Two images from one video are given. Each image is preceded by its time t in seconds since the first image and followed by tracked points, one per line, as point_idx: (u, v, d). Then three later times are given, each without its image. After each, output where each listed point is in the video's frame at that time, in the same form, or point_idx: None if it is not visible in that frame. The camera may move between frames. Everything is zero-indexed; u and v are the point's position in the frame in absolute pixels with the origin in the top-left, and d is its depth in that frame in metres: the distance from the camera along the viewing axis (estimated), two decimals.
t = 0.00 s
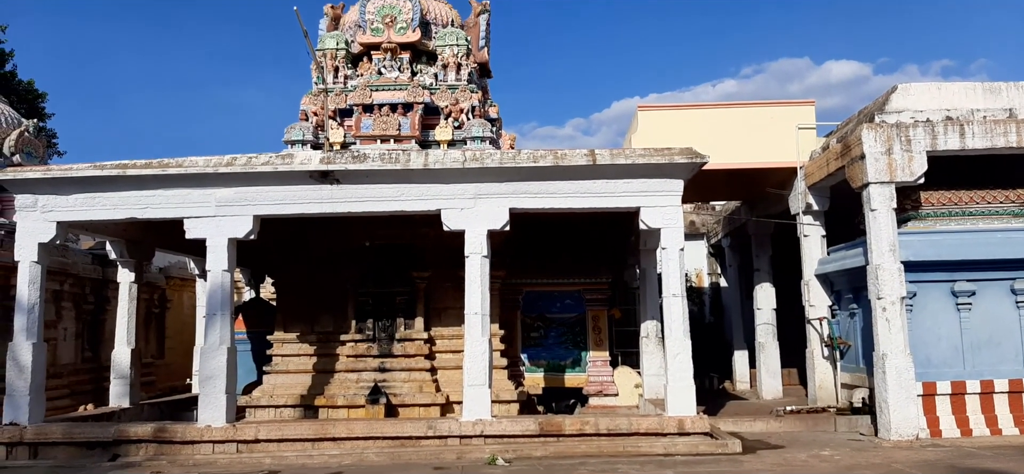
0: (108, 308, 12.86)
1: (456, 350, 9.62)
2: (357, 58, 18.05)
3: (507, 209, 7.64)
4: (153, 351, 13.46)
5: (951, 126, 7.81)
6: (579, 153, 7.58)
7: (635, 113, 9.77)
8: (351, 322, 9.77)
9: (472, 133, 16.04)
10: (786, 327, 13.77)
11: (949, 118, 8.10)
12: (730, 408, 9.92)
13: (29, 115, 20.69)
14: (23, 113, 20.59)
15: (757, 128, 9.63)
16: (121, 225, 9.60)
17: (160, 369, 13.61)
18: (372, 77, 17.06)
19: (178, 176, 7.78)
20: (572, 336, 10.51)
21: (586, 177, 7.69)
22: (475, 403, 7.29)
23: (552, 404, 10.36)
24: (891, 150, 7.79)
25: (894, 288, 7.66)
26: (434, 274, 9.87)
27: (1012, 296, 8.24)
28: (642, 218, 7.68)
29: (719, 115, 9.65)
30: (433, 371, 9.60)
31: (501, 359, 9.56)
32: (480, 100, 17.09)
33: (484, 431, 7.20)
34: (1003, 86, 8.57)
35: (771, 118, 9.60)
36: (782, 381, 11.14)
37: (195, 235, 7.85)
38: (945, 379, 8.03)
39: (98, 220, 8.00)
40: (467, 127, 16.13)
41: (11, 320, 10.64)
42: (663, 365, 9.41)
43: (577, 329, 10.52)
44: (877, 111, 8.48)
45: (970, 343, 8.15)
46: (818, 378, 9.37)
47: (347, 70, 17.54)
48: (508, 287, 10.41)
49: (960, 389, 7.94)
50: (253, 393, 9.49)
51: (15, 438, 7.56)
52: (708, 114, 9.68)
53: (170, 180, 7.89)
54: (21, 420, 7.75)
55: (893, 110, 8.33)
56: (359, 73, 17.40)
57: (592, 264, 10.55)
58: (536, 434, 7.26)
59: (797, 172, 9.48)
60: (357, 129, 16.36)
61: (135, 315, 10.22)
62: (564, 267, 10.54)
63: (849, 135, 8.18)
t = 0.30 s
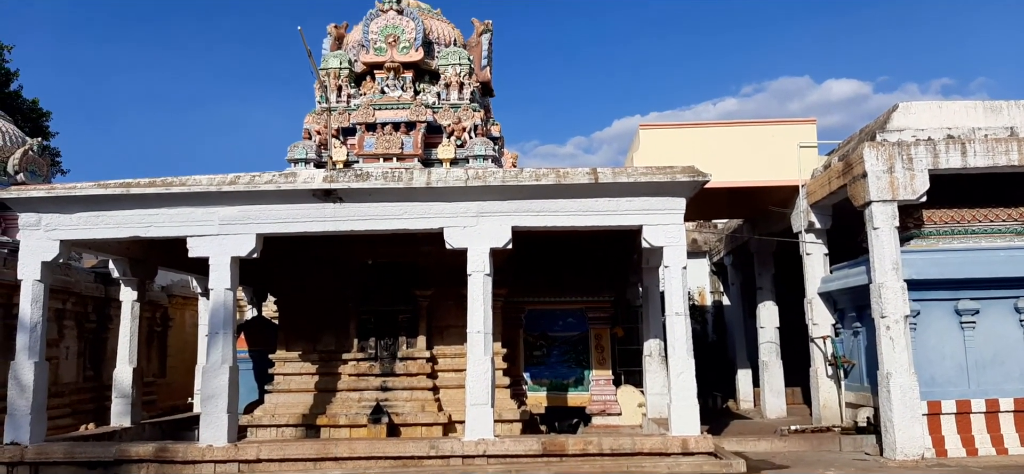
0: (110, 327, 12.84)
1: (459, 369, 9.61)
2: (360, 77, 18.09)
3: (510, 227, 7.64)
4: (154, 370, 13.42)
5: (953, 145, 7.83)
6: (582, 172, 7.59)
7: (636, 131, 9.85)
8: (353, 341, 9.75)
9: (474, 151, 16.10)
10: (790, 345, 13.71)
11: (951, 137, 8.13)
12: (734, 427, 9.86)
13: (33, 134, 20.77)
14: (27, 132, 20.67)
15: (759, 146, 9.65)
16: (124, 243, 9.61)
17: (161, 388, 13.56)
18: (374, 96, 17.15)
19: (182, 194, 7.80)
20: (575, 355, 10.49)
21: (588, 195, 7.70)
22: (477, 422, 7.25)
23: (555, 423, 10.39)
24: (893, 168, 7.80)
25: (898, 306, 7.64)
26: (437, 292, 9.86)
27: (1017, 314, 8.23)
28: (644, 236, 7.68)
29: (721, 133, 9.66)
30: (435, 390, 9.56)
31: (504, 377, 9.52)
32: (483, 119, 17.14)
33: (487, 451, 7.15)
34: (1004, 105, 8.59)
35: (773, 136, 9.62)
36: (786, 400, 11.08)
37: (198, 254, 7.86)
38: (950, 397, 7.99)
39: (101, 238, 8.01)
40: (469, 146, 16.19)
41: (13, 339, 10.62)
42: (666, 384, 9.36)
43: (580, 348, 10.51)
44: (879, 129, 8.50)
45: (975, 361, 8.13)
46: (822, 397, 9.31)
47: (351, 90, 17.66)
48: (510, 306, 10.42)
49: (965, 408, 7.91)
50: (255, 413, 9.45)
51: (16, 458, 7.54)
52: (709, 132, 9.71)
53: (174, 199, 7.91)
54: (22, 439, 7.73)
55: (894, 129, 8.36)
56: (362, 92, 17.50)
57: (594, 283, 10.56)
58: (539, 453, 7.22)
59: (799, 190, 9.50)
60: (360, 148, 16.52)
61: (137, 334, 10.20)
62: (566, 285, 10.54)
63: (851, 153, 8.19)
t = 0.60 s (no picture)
0: (113, 335, 12.83)
1: (461, 379, 9.62)
2: (363, 86, 18.17)
3: (513, 236, 7.61)
4: (157, 379, 13.40)
5: (959, 153, 7.79)
6: (585, 180, 7.56)
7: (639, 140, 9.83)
8: (356, 350, 9.72)
9: (477, 160, 16.09)
10: (796, 353, 13.65)
11: (957, 145, 8.08)
12: (739, 436, 9.78)
13: (36, 143, 20.84)
14: (31, 141, 20.75)
15: (764, 153, 9.59)
16: (127, 252, 9.60)
17: (164, 397, 13.53)
18: (378, 105, 17.18)
19: (184, 204, 7.79)
20: (579, 364, 10.49)
21: (591, 204, 7.67)
22: (481, 433, 7.18)
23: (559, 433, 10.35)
24: (898, 176, 7.76)
25: (904, 315, 7.59)
26: (440, 302, 9.84)
27: None
28: (649, 245, 7.64)
29: (724, 141, 9.63)
30: (439, 399, 9.53)
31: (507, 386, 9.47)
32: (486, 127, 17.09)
33: (491, 461, 7.07)
34: (1010, 112, 8.54)
35: (778, 144, 9.58)
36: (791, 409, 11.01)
37: (200, 263, 7.85)
38: (957, 406, 7.91)
39: (104, 248, 8.00)
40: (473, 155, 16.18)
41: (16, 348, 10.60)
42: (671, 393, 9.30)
43: (584, 357, 10.51)
44: (884, 137, 8.47)
45: (982, 370, 8.07)
46: (828, 406, 9.25)
47: (354, 99, 17.69)
48: (514, 314, 10.40)
49: (973, 417, 7.85)
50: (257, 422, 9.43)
51: (18, 467, 7.50)
52: (714, 140, 9.66)
53: (177, 208, 7.90)
54: (24, 449, 7.69)
55: (900, 137, 8.32)
56: (365, 101, 17.52)
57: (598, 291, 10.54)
58: (543, 463, 7.16)
59: (804, 198, 9.46)
60: (363, 157, 16.53)
61: (140, 343, 10.17)
62: (570, 294, 10.52)
63: (856, 161, 8.16)
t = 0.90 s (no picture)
0: (113, 347, 12.81)
1: (462, 392, 9.60)
2: (365, 99, 18.23)
3: (515, 249, 7.62)
4: (157, 391, 13.38)
5: (960, 168, 7.80)
6: (587, 194, 7.58)
7: (641, 154, 9.85)
8: (356, 363, 9.72)
9: (479, 174, 16.18)
10: (797, 368, 13.62)
11: (958, 160, 8.10)
12: (741, 451, 9.75)
13: (38, 155, 20.90)
14: (33, 153, 20.80)
15: (765, 168, 9.61)
16: (128, 264, 9.60)
17: (163, 410, 13.50)
18: (380, 118, 17.22)
19: (186, 216, 7.81)
20: (580, 378, 10.46)
21: (593, 217, 7.68)
22: (482, 446, 7.15)
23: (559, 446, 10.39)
24: (900, 191, 7.78)
25: (906, 330, 7.58)
26: (441, 315, 9.84)
27: None
28: (650, 258, 7.64)
29: (725, 156, 9.68)
30: (439, 413, 9.50)
31: (508, 400, 9.47)
32: (487, 141, 17.16)
33: None
34: (1010, 128, 8.59)
35: (779, 159, 9.61)
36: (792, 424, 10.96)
37: (202, 275, 7.85)
38: (959, 422, 7.90)
39: (105, 260, 8.00)
40: (475, 169, 16.26)
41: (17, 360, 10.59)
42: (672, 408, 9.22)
43: (585, 371, 10.49)
44: (885, 152, 8.49)
45: (984, 385, 8.04)
46: (830, 421, 9.21)
47: (356, 112, 17.71)
48: (515, 328, 10.37)
49: (975, 432, 7.82)
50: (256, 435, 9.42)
51: None
52: (715, 155, 9.69)
53: (179, 221, 7.91)
54: (23, 461, 7.66)
55: (900, 152, 8.34)
56: (368, 114, 17.58)
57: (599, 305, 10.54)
58: None
59: (806, 213, 9.48)
60: (365, 170, 16.54)
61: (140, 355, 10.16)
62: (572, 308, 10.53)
63: (857, 176, 8.18)
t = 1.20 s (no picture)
0: (115, 353, 12.81)
1: (464, 399, 9.58)
2: (368, 107, 18.27)
3: (518, 256, 7.62)
4: (159, 397, 13.38)
5: (963, 177, 7.80)
6: (589, 201, 7.59)
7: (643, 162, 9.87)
8: (358, 370, 9.71)
9: (482, 181, 16.24)
10: (800, 376, 13.59)
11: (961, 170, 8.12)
12: (743, 460, 9.73)
13: (42, 161, 20.96)
14: (37, 159, 20.87)
15: (768, 176, 9.62)
16: (131, 270, 9.61)
17: (165, 416, 13.50)
18: (383, 125, 17.26)
19: (190, 222, 7.82)
20: (582, 385, 10.43)
21: (596, 225, 7.68)
22: (483, 454, 7.14)
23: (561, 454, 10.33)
24: (903, 200, 7.77)
25: (909, 339, 7.56)
26: (444, 322, 9.85)
27: None
28: (653, 266, 7.64)
29: (728, 164, 9.66)
30: (441, 420, 9.50)
31: (510, 407, 9.47)
32: (490, 148, 17.20)
33: None
34: (1012, 137, 8.60)
35: (782, 167, 9.61)
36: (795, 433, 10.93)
37: (204, 281, 7.86)
38: (963, 432, 7.88)
39: (108, 266, 8.01)
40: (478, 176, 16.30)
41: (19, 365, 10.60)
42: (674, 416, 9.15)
43: (587, 378, 10.45)
44: (888, 161, 8.51)
45: (987, 394, 8.03)
46: (833, 430, 9.20)
47: (359, 119, 17.77)
48: (517, 335, 10.39)
49: (979, 442, 7.80)
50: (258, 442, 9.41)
51: None
52: (718, 163, 9.70)
53: (182, 227, 7.93)
54: (25, 467, 7.66)
55: (903, 161, 8.36)
56: (371, 121, 17.63)
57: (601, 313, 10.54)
58: None
59: (809, 221, 9.48)
60: (368, 177, 16.58)
61: (142, 361, 10.17)
62: (574, 315, 10.54)
63: (860, 185, 8.17)
